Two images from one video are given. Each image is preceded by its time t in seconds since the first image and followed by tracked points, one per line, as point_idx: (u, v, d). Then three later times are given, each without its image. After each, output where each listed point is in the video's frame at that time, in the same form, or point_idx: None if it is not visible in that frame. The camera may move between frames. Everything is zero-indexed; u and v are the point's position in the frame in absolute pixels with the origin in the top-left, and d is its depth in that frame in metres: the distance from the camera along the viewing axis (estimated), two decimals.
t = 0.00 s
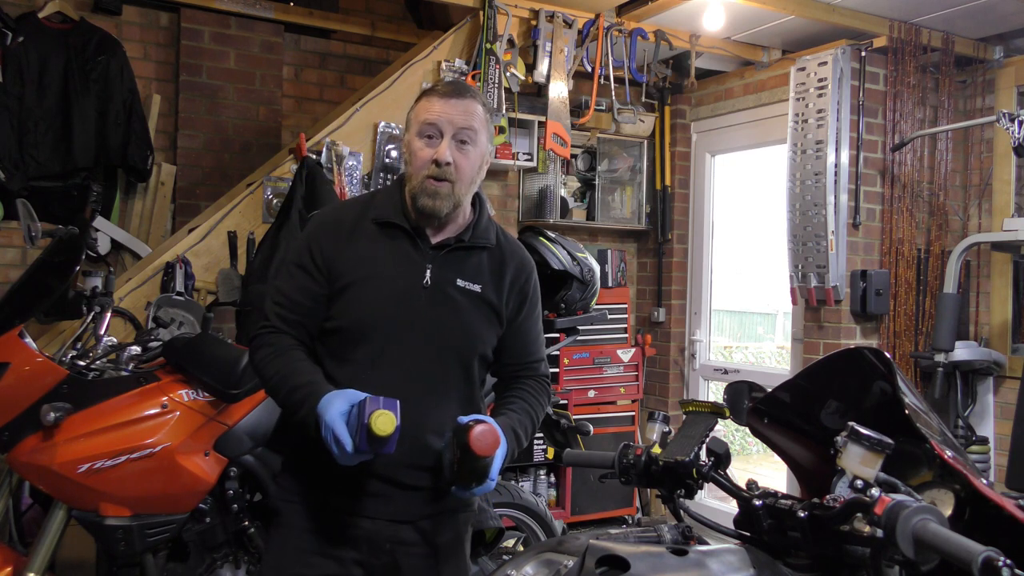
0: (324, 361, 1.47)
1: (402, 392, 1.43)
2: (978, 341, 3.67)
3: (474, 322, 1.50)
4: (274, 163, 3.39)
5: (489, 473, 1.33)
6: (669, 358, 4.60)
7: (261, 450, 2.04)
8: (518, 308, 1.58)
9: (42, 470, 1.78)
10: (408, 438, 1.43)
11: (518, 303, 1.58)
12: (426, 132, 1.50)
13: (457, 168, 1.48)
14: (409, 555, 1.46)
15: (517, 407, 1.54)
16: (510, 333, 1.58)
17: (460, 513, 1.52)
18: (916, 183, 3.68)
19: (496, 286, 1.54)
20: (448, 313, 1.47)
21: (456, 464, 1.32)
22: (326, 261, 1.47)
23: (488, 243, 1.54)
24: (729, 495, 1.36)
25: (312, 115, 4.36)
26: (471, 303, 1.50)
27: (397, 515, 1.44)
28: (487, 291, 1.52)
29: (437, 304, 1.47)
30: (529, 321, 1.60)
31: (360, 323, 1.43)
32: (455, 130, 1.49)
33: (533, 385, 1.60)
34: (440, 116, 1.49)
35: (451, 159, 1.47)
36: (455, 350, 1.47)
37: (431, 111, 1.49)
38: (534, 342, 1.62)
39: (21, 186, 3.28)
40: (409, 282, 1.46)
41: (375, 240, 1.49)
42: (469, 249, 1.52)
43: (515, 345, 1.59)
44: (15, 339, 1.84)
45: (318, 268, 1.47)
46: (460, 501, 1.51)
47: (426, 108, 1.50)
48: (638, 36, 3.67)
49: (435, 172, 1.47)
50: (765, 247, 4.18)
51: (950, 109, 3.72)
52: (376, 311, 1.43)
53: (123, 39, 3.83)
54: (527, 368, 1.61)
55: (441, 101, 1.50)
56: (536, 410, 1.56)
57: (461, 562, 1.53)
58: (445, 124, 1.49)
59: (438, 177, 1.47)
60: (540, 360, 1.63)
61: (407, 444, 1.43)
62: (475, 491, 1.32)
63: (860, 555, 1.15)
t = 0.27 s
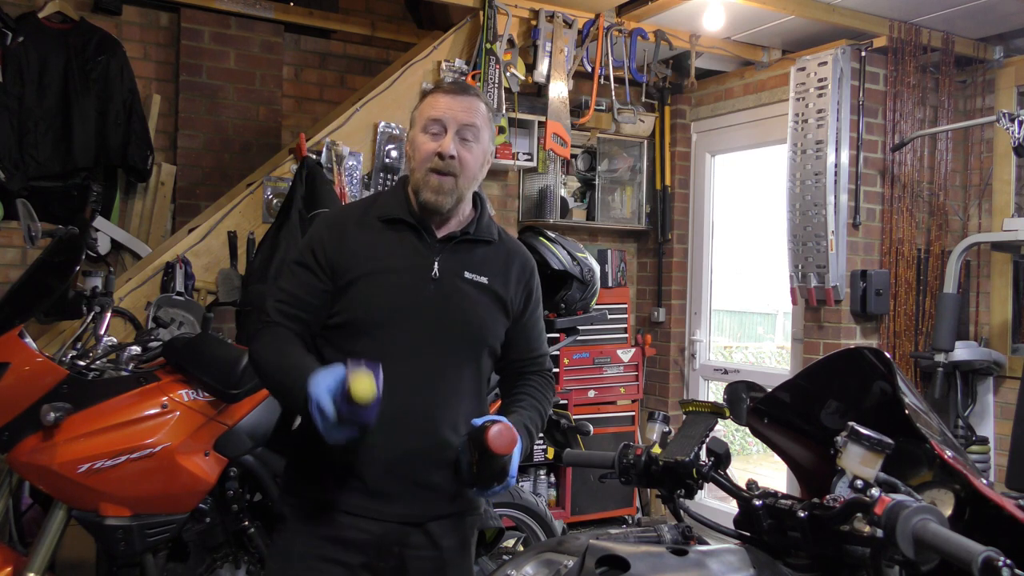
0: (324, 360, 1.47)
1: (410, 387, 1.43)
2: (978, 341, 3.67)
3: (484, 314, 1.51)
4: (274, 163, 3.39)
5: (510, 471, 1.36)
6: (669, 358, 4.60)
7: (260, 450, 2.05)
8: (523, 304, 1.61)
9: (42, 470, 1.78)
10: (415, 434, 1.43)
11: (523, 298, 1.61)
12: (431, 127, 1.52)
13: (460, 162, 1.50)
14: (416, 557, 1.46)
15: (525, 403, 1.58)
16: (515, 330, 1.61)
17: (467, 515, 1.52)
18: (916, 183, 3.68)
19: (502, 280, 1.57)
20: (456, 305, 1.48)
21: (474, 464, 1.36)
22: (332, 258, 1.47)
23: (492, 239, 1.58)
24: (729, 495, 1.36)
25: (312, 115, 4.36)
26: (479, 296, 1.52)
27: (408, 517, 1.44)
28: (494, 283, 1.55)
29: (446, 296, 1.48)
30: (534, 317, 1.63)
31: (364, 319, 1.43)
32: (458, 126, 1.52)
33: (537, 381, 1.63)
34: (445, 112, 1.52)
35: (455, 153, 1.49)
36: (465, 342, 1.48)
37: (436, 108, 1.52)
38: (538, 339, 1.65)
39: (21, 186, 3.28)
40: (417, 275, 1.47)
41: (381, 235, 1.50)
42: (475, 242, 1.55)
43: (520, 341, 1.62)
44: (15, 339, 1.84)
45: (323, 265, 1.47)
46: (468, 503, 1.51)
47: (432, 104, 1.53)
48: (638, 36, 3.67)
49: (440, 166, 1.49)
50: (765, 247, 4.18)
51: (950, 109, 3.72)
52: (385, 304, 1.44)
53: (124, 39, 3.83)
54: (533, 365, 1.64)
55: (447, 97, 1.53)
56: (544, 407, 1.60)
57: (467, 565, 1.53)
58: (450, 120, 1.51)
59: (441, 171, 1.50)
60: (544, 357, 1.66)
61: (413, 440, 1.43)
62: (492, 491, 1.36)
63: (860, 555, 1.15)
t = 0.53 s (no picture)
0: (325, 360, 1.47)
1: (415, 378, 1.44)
2: (978, 341, 3.67)
3: (488, 307, 1.55)
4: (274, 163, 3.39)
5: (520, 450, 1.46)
6: (669, 358, 4.60)
7: (260, 450, 2.04)
8: (523, 302, 1.66)
9: (43, 470, 1.78)
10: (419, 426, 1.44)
11: (523, 297, 1.66)
12: (431, 133, 1.59)
13: (457, 168, 1.56)
14: (423, 557, 1.46)
15: (530, 398, 1.64)
16: (515, 327, 1.66)
17: (470, 512, 1.53)
18: (916, 183, 3.68)
19: (503, 276, 1.61)
20: (462, 297, 1.51)
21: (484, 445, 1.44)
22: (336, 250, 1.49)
23: (492, 238, 1.63)
24: (729, 495, 1.36)
25: (312, 115, 4.35)
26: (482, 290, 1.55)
27: (416, 514, 1.45)
28: (496, 278, 1.59)
29: (451, 288, 1.50)
30: (532, 316, 1.68)
31: (368, 312, 1.43)
32: (458, 133, 1.57)
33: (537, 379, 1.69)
34: (446, 120, 1.58)
35: (451, 160, 1.55)
36: (470, 332, 1.51)
37: (439, 114, 1.59)
38: (536, 337, 1.70)
39: (21, 186, 3.28)
40: (422, 267, 1.49)
41: (386, 230, 1.52)
42: (477, 240, 1.60)
43: (520, 339, 1.67)
44: (15, 339, 1.83)
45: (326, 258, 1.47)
46: (471, 500, 1.52)
47: (435, 111, 1.59)
48: (638, 36, 3.67)
49: (436, 170, 1.54)
50: (765, 247, 4.18)
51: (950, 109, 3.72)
52: (392, 293, 1.45)
53: (124, 39, 3.84)
54: (531, 362, 1.69)
55: (449, 104, 1.59)
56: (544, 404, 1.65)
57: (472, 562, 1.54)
58: (449, 127, 1.57)
59: (438, 175, 1.55)
60: (541, 355, 1.71)
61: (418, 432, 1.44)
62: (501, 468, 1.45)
63: (860, 555, 1.15)
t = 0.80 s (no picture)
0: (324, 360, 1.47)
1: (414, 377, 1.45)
2: (978, 341, 3.67)
3: (486, 310, 1.55)
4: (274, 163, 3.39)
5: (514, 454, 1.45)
6: (669, 358, 4.60)
7: (260, 450, 2.04)
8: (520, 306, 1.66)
9: (43, 470, 1.78)
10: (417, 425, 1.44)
11: (520, 301, 1.66)
12: (434, 132, 1.59)
13: (459, 167, 1.56)
14: (419, 556, 1.46)
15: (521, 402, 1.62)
16: (511, 332, 1.66)
17: (467, 512, 1.53)
18: (917, 183, 3.68)
19: (502, 280, 1.61)
20: (461, 299, 1.51)
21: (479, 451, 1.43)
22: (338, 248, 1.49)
23: (492, 241, 1.63)
24: (728, 495, 1.36)
25: (312, 115, 4.35)
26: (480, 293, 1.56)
27: (411, 512, 1.45)
28: (494, 282, 1.59)
29: (450, 290, 1.51)
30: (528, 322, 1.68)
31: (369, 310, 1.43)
32: (461, 132, 1.58)
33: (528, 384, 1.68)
34: (448, 121, 1.58)
35: (454, 158, 1.55)
36: (469, 334, 1.51)
37: (441, 114, 1.59)
38: (531, 342, 1.70)
39: (21, 186, 3.28)
40: (421, 268, 1.49)
41: (387, 230, 1.53)
42: (477, 243, 1.60)
43: (514, 343, 1.67)
44: (15, 339, 1.83)
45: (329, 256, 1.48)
46: (467, 500, 1.53)
47: (437, 111, 1.59)
48: (638, 36, 3.67)
49: (440, 169, 1.54)
50: (765, 247, 4.18)
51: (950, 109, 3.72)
52: (391, 292, 1.45)
53: (124, 39, 3.84)
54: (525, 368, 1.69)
55: (451, 103, 1.60)
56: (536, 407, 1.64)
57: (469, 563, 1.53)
58: (452, 128, 1.57)
59: (441, 174, 1.54)
60: (535, 361, 1.71)
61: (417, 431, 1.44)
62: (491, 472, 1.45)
63: (860, 556, 1.15)
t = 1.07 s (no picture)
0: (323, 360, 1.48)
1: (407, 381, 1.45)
2: (978, 341, 3.67)
3: (483, 312, 1.53)
4: (274, 163, 3.39)
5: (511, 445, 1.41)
6: (669, 358, 4.60)
7: (260, 450, 2.06)
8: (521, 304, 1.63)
9: (43, 470, 1.78)
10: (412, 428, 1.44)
11: (521, 296, 1.63)
12: (432, 129, 1.55)
13: (463, 160, 1.53)
14: (412, 553, 1.46)
15: (529, 395, 1.59)
16: (514, 328, 1.63)
17: (461, 511, 1.52)
18: (917, 183, 3.68)
19: (501, 279, 1.59)
20: (456, 303, 1.50)
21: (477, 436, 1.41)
22: (334, 252, 1.49)
23: (491, 240, 1.60)
24: (728, 495, 1.36)
25: (312, 115, 4.36)
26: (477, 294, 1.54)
27: (402, 511, 1.45)
28: (492, 283, 1.57)
29: (445, 293, 1.50)
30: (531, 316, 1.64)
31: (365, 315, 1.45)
32: (459, 125, 1.54)
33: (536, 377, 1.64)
34: (447, 117, 1.54)
35: (457, 151, 1.52)
36: (465, 338, 1.50)
37: (437, 110, 1.55)
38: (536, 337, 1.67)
39: (21, 186, 3.28)
40: (416, 272, 1.49)
41: (383, 233, 1.52)
42: (475, 242, 1.57)
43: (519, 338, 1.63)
44: (15, 339, 1.83)
45: (327, 260, 1.49)
46: (462, 498, 1.52)
47: (433, 107, 1.56)
48: (638, 36, 3.67)
49: (443, 164, 1.52)
50: (765, 247, 4.18)
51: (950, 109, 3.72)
52: (385, 298, 1.46)
53: (124, 39, 3.84)
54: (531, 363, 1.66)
55: (445, 99, 1.56)
56: (544, 401, 1.60)
57: (462, 562, 1.53)
58: (450, 123, 1.54)
59: (445, 168, 1.52)
60: (543, 356, 1.67)
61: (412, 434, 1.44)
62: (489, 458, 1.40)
63: (860, 556, 1.15)
